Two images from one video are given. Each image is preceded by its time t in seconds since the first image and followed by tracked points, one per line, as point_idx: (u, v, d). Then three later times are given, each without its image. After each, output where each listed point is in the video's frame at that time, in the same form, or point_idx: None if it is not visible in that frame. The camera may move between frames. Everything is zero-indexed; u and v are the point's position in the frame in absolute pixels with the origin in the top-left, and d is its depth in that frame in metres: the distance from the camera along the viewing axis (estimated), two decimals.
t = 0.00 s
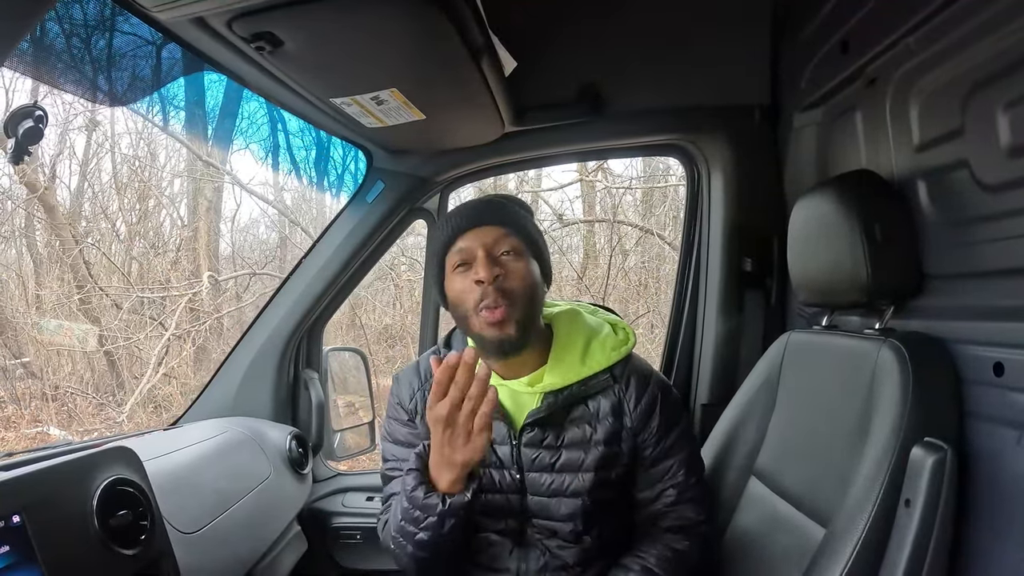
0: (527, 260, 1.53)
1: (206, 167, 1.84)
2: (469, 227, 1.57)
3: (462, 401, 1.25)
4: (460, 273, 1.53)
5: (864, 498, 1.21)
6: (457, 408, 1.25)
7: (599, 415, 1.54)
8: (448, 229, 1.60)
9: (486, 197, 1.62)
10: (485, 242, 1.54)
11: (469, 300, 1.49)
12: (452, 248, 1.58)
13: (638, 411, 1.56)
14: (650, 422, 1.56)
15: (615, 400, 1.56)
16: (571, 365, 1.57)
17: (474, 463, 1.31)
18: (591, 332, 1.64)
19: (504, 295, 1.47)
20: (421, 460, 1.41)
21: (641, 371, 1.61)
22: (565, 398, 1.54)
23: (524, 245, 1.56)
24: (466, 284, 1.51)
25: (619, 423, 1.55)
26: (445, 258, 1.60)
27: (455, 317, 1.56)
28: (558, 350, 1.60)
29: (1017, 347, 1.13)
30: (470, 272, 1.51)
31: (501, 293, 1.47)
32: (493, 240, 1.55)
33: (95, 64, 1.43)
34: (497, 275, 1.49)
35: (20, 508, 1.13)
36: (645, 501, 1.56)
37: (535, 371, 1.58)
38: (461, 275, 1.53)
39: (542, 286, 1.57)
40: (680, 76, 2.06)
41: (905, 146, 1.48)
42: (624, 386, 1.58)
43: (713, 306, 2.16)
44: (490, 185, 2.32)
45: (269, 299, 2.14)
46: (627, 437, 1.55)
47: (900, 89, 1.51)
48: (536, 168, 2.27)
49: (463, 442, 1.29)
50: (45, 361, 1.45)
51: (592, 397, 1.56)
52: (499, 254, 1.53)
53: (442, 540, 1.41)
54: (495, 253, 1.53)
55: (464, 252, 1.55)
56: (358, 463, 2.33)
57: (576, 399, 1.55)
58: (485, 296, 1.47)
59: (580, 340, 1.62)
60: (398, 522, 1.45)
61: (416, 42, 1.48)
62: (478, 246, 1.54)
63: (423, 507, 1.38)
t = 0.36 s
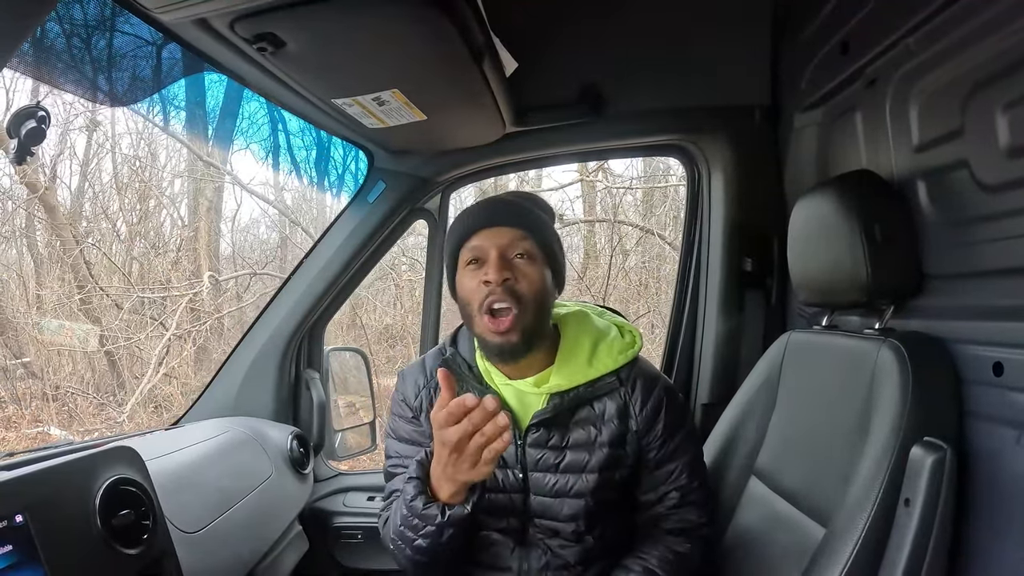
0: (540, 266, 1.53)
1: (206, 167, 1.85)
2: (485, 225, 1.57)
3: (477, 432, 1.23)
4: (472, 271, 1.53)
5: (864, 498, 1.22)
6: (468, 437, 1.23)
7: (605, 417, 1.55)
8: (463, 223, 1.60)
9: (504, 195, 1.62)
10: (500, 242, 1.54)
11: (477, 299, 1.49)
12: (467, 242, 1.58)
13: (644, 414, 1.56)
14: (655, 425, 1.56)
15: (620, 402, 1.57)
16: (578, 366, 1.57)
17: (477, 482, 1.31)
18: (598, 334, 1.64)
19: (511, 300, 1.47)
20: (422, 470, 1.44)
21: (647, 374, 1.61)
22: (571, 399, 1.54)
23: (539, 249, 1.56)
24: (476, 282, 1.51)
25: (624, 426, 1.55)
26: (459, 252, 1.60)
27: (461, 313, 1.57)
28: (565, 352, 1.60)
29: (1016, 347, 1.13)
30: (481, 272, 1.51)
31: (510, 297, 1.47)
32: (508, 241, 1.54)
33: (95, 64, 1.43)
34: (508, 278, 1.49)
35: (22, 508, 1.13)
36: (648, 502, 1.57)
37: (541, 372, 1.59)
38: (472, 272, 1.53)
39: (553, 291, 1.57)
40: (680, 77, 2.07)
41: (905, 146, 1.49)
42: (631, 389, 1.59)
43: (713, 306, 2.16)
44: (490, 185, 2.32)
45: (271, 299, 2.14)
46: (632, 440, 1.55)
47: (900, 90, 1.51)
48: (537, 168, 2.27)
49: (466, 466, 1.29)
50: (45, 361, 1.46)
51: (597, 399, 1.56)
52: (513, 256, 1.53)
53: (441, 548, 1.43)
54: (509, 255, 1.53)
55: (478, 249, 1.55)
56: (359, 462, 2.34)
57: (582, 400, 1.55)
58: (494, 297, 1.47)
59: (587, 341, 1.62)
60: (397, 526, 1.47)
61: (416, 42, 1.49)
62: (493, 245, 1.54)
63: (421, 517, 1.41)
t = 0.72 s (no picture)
0: (557, 271, 1.53)
1: (207, 167, 1.84)
2: (506, 222, 1.56)
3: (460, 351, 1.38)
4: (488, 267, 1.52)
5: (864, 499, 1.21)
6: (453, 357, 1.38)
7: (610, 422, 1.54)
8: (483, 218, 1.58)
9: (528, 194, 1.60)
10: (519, 242, 1.53)
11: (492, 299, 1.49)
12: (486, 237, 1.57)
13: (648, 418, 1.55)
14: (660, 429, 1.55)
15: (626, 407, 1.56)
16: (584, 369, 1.56)
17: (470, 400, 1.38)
18: (604, 337, 1.63)
19: (527, 305, 1.47)
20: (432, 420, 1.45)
21: (653, 378, 1.61)
22: (576, 402, 1.54)
23: (557, 253, 1.55)
24: (491, 281, 1.50)
25: (629, 429, 1.55)
26: (477, 245, 1.58)
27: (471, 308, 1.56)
28: (572, 355, 1.59)
29: (1017, 348, 1.12)
30: (499, 270, 1.50)
31: (525, 300, 1.47)
32: (528, 242, 1.53)
33: (96, 64, 1.43)
34: (526, 280, 1.48)
35: (21, 509, 1.13)
36: (650, 505, 1.56)
37: (547, 374, 1.55)
38: (489, 268, 1.52)
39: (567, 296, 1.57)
40: (681, 76, 2.06)
41: (905, 147, 1.48)
42: (636, 393, 1.58)
43: (714, 306, 2.16)
44: (490, 185, 2.32)
45: (270, 299, 2.14)
46: (635, 443, 1.54)
47: (900, 90, 1.51)
48: (537, 168, 2.27)
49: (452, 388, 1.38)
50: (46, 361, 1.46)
51: (603, 402, 1.56)
52: (532, 257, 1.52)
53: (448, 511, 1.41)
54: (528, 256, 1.51)
55: (496, 246, 1.54)
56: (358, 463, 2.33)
57: (587, 403, 1.55)
58: (509, 298, 1.47)
59: (593, 344, 1.61)
60: (404, 493, 1.46)
61: (416, 42, 1.49)
62: (513, 244, 1.53)
63: (431, 469, 1.40)
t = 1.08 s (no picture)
0: (570, 272, 1.54)
1: (207, 167, 1.84)
2: (520, 221, 1.56)
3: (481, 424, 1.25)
4: (501, 265, 1.53)
5: (864, 499, 1.21)
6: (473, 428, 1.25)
7: (614, 420, 1.54)
8: (496, 216, 1.59)
9: (542, 194, 1.61)
10: (533, 242, 1.54)
11: (503, 296, 1.50)
12: (499, 235, 1.57)
13: (653, 418, 1.56)
14: (664, 430, 1.57)
15: (630, 407, 1.56)
16: (589, 369, 1.57)
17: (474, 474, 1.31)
18: (609, 338, 1.64)
19: (540, 302, 1.48)
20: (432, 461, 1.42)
21: (658, 380, 1.62)
22: (583, 401, 1.53)
23: (570, 254, 1.57)
24: (504, 279, 1.51)
25: (633, 429, 1.55)
26: (489, 243, 1.59)
27: (481, 306, 1.57)
28: (577, 354, 1.61)
29: (1017, 348, 1.12)
30: (512, 269, 1.51)
31: (537, 299, 1.48)
32: (541, 242, 1.54)
33: (96, 64, 1.43)
34: (539, 279, 1.49)
35: (21, 509, 1.13)
36: (654, 505, 1.56)
37: (551, 375, 1.59)
38: (502, 267, 1.53)
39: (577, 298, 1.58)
40: (681, 76, 2.06)
41: (905, 147, 1.48)
42: (641, 394, 1.58)
43: (714, 306, 2.16)
44: (490, 185, 2.33)
45: (270, 298, 2.14)
46: (639, 444, 1.54)
47: (900, 90, 1.51)
48: (537, 168, 2.28)
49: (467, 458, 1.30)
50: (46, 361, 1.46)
51: (608, 402, 1.56)
52: (545, 258, 1.53)
53: (447, 544, 1.39)
54: (542, 256, 1.53)
55: (510, 245, 1.55)
56: (358, 463, 2.34)
57: (592, 403, 1.54)
58: (521, 297, 1.48)
59: (598, 344, 1.62)
60: (404, 522, 1.44)
61: (417, 43, 1.49)
62: (526, 244, 1.54)
63: (431, 511, 1.36)
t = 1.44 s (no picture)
0: (579, 274, 1.54)
1: (207, 167, 1.84)
2: (529, 221, 1.56)
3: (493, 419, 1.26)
4: (510, 266, 1.53)
5: (864, 499, 1.21)
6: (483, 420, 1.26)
7: (618, 422, 1.54)
8: (505, 216, 1.59)
9: (553, 196, 1.61)
10: (543, 243, 1.54)
11: (512, 297, 1.50)
12: (508, 236, 1.57)
13: (656, 421, 1.56)
14: (667, 432, 1.57)
15: (634, 409, 1.56)
16: (593, 370, 1.57)
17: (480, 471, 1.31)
18: (614, 339, 1.65)
19: (549, 304, 1.48)
20: (435, 456, 1.41)
21: (662, 382, 1.62)
22: (586, 403, 1.53)
23: (579, 256, 1.56)
24: (513, 281, 1.51)
25: (636, 432, 1.55)
26: (498, 243, 1.59)
27: (489, 306, 1.57)
28: (582, 354, 1.60)
29: (1017, 348, 1.12)
30: (521, 270, 1.51)
31: (546, 301, 1.48)
32: (551, 244, 1.54)
33: (97, 64, 1.42)
34: (549, 281, 1.49)
35: (21, 509, 1.13)
36: (656, 508, 1.56)
37: (556, 375, 1.58)
38: (511, 268, 1.53)
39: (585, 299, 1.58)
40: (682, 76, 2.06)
41: (906, 147, 1.49)
42: (645, 397, 1.58)
43: (714, 306, 2.16)
44: (491, 185, 2.33)
45: (271, 298, 2.14)
46: (641, 445, 1.54)
47: (900, 90, 1.51)
48: (538, 168, 2.28)
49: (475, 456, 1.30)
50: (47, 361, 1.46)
51: (611, 404, 1.56)
52: (555, 260, 1.53)
53: (447, 539, 1.40)
54: (551, 257, 1.52)
55: (520, 246, 1.55)
56: (358, 463, 2.34)
57: (596, 405, 1.54)
58: (530, 298, 1.48)
59: (603, 345, 1.62)
60: (404, 517, 1.44)
61: (417, 43, 1.49)
62: (536, 245, 1.54)
63: (431, 505, 1.37)
